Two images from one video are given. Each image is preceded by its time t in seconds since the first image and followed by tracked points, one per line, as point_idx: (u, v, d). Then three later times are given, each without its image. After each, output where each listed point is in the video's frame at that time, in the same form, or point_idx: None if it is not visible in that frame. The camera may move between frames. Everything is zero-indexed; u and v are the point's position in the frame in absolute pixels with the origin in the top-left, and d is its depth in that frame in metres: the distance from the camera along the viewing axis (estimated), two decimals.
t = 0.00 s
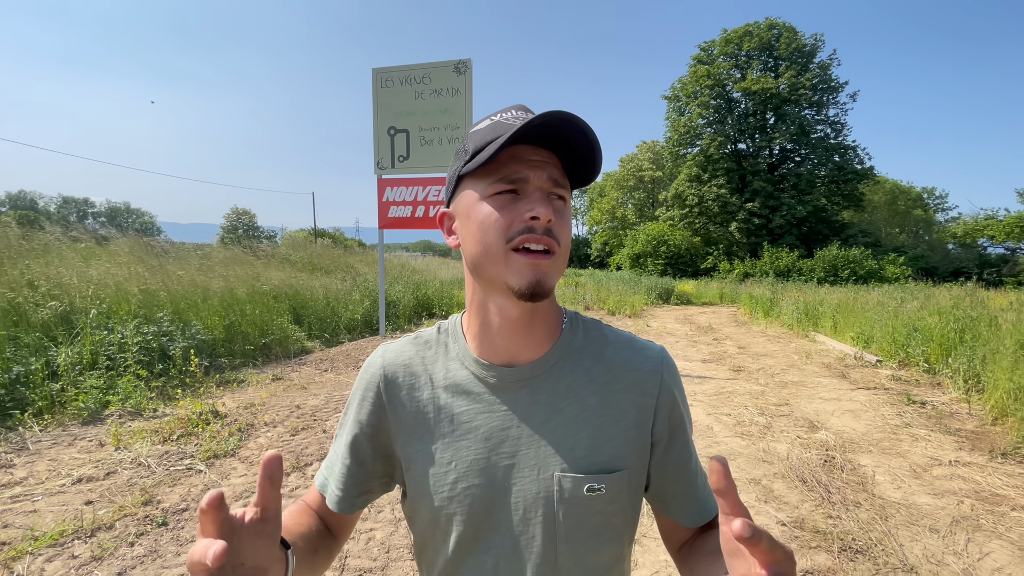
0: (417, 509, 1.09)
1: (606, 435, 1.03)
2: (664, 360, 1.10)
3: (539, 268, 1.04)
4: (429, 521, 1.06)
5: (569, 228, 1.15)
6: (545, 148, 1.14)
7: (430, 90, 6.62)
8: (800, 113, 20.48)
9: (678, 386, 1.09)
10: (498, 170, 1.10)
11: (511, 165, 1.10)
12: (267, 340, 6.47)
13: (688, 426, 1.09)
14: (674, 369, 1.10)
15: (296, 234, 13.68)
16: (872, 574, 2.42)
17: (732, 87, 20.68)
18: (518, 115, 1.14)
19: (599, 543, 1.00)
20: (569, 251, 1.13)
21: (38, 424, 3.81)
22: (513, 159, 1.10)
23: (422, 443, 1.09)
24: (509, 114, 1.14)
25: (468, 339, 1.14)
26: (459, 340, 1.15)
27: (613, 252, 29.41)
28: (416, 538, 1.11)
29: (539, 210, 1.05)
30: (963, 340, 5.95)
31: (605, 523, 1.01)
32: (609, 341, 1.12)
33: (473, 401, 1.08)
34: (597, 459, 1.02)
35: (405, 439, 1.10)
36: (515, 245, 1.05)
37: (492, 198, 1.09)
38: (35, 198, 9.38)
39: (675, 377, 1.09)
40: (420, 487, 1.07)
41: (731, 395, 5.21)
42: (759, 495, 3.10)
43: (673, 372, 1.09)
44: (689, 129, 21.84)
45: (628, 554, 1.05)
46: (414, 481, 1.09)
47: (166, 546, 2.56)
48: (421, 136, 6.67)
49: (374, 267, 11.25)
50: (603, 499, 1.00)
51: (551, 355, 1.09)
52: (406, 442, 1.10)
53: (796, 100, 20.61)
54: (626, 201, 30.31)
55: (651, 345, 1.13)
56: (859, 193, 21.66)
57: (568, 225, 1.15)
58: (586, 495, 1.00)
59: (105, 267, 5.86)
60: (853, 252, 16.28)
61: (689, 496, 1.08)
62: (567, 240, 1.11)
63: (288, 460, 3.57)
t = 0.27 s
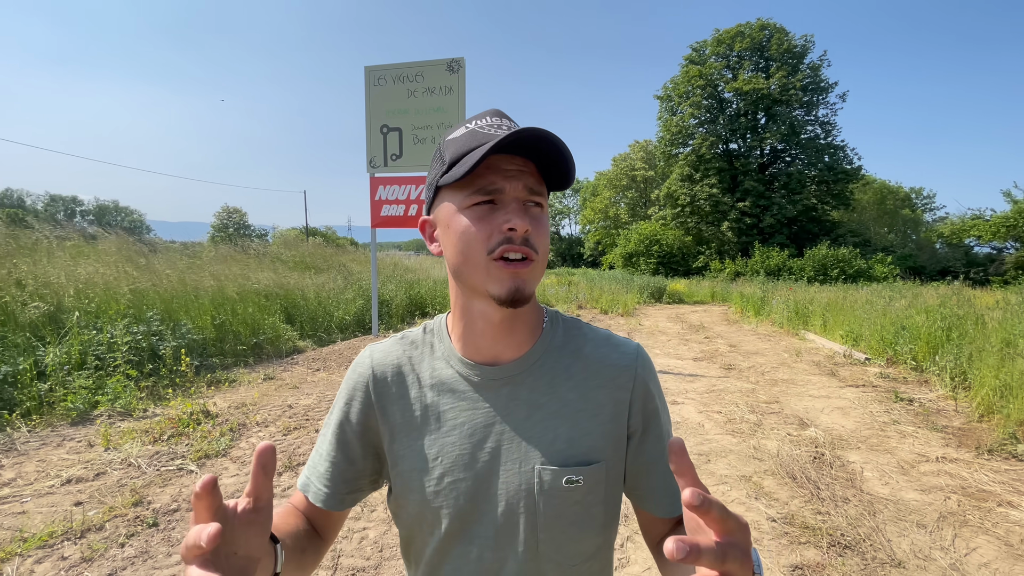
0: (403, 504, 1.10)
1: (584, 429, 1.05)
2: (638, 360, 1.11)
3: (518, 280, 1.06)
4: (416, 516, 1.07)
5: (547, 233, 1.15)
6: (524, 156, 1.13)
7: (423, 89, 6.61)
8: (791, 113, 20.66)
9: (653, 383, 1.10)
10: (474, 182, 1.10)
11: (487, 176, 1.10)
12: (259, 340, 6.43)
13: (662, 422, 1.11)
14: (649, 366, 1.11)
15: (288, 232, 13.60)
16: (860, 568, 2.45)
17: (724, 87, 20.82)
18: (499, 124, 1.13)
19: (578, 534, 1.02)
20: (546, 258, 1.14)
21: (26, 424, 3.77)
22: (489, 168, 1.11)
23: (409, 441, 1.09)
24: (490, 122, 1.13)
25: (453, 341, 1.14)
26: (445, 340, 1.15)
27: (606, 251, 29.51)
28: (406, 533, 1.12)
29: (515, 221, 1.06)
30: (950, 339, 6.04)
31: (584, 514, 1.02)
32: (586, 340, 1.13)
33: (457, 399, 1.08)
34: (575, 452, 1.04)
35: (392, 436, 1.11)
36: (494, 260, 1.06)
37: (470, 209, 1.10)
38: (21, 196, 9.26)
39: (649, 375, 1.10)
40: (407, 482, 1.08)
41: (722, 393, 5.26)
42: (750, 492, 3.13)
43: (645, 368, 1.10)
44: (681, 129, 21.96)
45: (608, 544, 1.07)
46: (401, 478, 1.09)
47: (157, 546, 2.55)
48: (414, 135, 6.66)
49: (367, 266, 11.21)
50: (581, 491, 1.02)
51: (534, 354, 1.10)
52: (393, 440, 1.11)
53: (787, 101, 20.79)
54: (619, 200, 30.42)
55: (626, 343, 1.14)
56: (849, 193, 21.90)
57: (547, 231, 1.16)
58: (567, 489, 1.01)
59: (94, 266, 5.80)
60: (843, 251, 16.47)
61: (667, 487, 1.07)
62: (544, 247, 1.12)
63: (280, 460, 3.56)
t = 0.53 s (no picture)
0: (421, 492, 1.15)
1: (589, 434, 1.03)
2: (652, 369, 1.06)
3: (481, 296, 1.06)
4: (430, 503, 1.12)
5: (522, 238, 1.08)
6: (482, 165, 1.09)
7: (416, 88, 6.60)
8: (782, 114, 20.83)
9: (667, 394, 1.05)
10: (440, 205, 1.15)
11: (448, 196, 1.13)
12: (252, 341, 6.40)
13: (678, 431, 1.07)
14: (664, 375, 1.06)
15: (281, 233, 13.53)
16: (852, 564, 2.48)
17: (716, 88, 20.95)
18: (460, 136, 1.11)
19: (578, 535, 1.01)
20: (525, 266, 1.09)
21: (15, 427, 3.73)
22: (450, 186, 1.12)
23: (425, 434, 1.13)
24: (455, 134, 1.13)
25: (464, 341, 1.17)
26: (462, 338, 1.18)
27: (600, 251, 29.61)
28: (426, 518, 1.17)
29: (466, 239, 1.07)
30: (939, 336, 6.12)
31: (584, 518, 1.01)
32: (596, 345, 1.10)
33: (473, 393, 1.11)
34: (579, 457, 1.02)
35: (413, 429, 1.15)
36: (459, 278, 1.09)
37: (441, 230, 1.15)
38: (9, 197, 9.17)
39: (663, 385, 1.05)
40: (422, 473, 1.12)
41: (715, 392, 5.30)
42: (743, 489, 3.16)
43: (659, 378, 1.05)
44: (674, 129, 22.09)
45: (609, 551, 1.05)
46: (418, 468, 1.13)
47: (150, 549, 2.53)
48: (407, 135, 6.64)
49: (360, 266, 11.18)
50: (580, 495, 1.00)
51: (538, 357, 1.09)
52: (414, 433, 1.15)
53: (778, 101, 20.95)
54: (612, 200, 30.52)
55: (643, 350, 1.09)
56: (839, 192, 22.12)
57: (529, 236, 1.10)
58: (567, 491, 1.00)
59: (83, 267, 5.74)
60: (833, 250, 16.65)
61: (674, 498, 1.04)
62: (513, 254, 1.06)
63: (274, 461, 3.54)
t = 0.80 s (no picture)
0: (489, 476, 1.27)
1: (630, 438, 1.00)
2: (700, 371, 0.96)
3: (527, 312, 1.10)
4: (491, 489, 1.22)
5: (562, 251, 1.08)
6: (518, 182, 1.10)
7: (410, 88, 6.59)
8: (774, 113, 20.97)
9: (711, 397, 0.91)
10: (485, 222, 1.20)
11: (490, 214, 1.17)
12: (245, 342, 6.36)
13: (725, 435, 0.88)
14: (717, 380, 0.94)
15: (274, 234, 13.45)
16: (847, 559, 2.50)
17: (709, 87, 21.07)
18: (499, 154, 1.15)
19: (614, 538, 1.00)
20: (570, 275, 1.10)
21: (6, 432, 3.70)
22: (491, 205, 1.16)
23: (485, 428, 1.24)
24: (497, 153, 1.17)
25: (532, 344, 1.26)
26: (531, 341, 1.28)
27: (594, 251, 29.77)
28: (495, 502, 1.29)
29: (507, 257, 1.10)
30: (930, 333, 6.18)
31: (616, 525, 1.00)
32: (654, 351, 1.06)
33: (537, 391, 1.17)
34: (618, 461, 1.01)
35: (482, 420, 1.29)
36: (508, 294, 1.14)
37: (490, 247, 1.21)
38: None
39: (710, 389, 0.92)
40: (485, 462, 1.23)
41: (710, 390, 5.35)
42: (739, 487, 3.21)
43: (704, 381, 0.94)
44: (668, 129, 22.18)
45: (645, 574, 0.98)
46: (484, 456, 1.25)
47: (144, 553, 2.51)
48: (401, 134, 6.62)
49: (355, 266, 11.15)
50: (615, 502, 0.99)
51: (591, 362, 1.11)
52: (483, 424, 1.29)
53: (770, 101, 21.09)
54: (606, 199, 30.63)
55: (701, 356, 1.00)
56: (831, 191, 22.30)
57: (573, 244, 1.09)
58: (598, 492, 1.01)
59: (74, 269, 5.70)
60: (825, 249, 16.79)
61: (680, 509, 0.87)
62: (554, 267, 1.07)
63: (269, 463, 3.52)
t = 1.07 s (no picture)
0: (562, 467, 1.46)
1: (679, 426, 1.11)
2: (753, 365, 1.03)
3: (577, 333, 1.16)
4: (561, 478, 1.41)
5: (603, 268, 1.12)
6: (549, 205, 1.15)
7: (403, 89, 6.57)
8: (766, 112, 21.09)
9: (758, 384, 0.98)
10: (524, 246, 1.26)
11: (526, 237, 1.23)
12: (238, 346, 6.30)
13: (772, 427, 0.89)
14: (772, 374, 0.99)
15: (268, 236, 13.38)
16: (842, 557, 2.51)
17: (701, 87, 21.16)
18: (530, 173, 1.24)
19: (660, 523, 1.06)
20: (616, 292, 1.14)
21: None
22: (527, 229, 1.22)
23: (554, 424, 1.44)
24: (528, 172, 1.26)
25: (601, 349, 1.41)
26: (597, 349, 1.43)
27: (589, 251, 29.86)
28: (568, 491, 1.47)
29: (546, 282, 1.14)
30: (922, 330, 6.23)
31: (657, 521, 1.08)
32: (713, 354, 1.14)
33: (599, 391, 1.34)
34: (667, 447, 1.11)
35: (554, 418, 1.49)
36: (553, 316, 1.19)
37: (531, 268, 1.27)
38: None
39: (758, 378, 0.98)
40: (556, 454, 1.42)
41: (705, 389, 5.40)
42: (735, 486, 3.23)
43: (755, 375, 1.00)
44: (660, 129, 22.29)
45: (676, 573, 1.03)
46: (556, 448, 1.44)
47: (135, 561, 2.48)
48: (394, 135, 6.59)
49: (349, 268, 11.10)
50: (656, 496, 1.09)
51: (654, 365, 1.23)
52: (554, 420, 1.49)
53: (762, 100, 21.21)
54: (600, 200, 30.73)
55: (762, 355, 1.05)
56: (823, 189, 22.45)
57: (617, 259, 1.13)
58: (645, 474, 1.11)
59: (63, 273, 5.64)
60: (817, 247, 16.90)
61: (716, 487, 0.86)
62: (596, 287, 1.12)
63: (262, 468, 3.48)
